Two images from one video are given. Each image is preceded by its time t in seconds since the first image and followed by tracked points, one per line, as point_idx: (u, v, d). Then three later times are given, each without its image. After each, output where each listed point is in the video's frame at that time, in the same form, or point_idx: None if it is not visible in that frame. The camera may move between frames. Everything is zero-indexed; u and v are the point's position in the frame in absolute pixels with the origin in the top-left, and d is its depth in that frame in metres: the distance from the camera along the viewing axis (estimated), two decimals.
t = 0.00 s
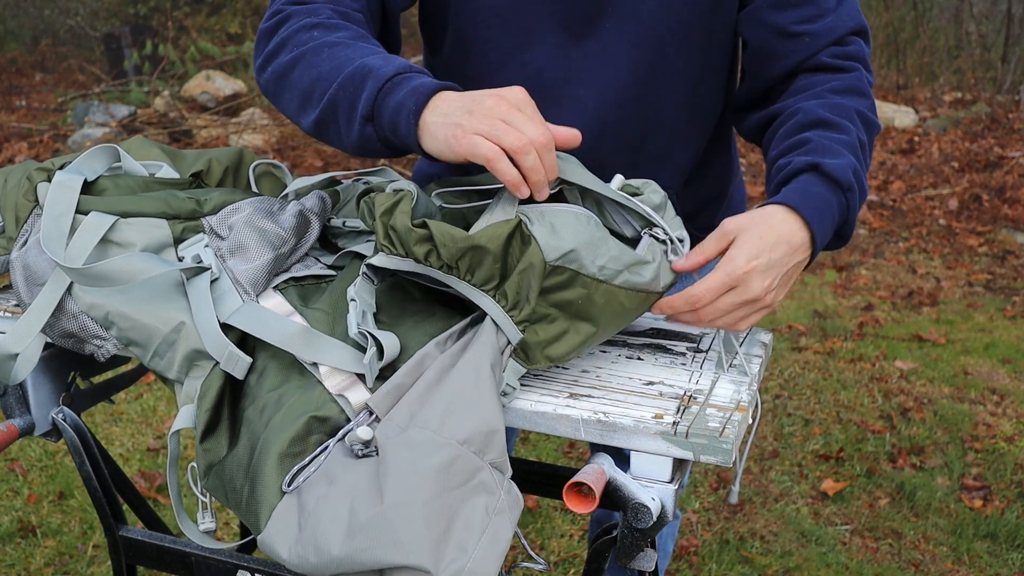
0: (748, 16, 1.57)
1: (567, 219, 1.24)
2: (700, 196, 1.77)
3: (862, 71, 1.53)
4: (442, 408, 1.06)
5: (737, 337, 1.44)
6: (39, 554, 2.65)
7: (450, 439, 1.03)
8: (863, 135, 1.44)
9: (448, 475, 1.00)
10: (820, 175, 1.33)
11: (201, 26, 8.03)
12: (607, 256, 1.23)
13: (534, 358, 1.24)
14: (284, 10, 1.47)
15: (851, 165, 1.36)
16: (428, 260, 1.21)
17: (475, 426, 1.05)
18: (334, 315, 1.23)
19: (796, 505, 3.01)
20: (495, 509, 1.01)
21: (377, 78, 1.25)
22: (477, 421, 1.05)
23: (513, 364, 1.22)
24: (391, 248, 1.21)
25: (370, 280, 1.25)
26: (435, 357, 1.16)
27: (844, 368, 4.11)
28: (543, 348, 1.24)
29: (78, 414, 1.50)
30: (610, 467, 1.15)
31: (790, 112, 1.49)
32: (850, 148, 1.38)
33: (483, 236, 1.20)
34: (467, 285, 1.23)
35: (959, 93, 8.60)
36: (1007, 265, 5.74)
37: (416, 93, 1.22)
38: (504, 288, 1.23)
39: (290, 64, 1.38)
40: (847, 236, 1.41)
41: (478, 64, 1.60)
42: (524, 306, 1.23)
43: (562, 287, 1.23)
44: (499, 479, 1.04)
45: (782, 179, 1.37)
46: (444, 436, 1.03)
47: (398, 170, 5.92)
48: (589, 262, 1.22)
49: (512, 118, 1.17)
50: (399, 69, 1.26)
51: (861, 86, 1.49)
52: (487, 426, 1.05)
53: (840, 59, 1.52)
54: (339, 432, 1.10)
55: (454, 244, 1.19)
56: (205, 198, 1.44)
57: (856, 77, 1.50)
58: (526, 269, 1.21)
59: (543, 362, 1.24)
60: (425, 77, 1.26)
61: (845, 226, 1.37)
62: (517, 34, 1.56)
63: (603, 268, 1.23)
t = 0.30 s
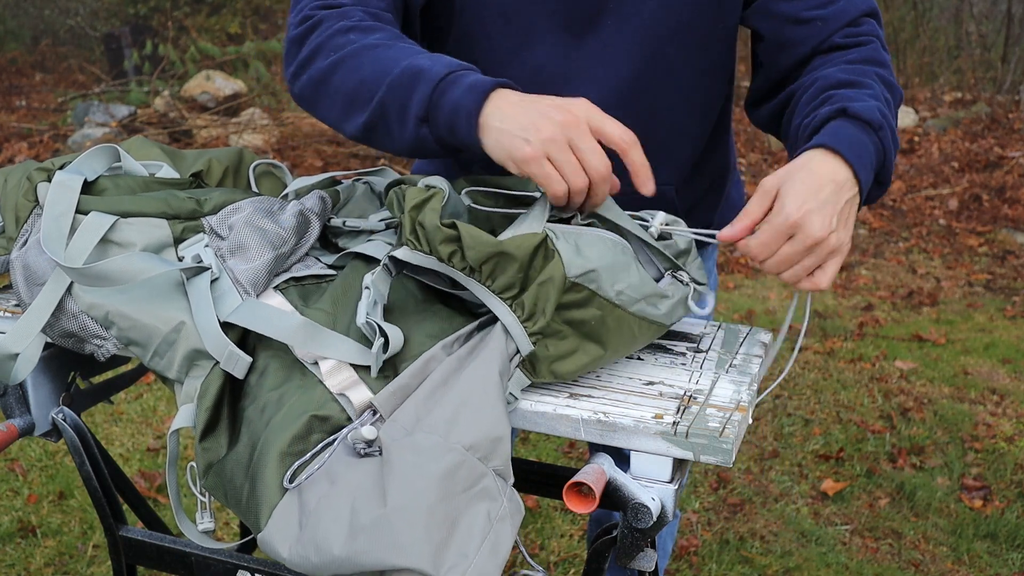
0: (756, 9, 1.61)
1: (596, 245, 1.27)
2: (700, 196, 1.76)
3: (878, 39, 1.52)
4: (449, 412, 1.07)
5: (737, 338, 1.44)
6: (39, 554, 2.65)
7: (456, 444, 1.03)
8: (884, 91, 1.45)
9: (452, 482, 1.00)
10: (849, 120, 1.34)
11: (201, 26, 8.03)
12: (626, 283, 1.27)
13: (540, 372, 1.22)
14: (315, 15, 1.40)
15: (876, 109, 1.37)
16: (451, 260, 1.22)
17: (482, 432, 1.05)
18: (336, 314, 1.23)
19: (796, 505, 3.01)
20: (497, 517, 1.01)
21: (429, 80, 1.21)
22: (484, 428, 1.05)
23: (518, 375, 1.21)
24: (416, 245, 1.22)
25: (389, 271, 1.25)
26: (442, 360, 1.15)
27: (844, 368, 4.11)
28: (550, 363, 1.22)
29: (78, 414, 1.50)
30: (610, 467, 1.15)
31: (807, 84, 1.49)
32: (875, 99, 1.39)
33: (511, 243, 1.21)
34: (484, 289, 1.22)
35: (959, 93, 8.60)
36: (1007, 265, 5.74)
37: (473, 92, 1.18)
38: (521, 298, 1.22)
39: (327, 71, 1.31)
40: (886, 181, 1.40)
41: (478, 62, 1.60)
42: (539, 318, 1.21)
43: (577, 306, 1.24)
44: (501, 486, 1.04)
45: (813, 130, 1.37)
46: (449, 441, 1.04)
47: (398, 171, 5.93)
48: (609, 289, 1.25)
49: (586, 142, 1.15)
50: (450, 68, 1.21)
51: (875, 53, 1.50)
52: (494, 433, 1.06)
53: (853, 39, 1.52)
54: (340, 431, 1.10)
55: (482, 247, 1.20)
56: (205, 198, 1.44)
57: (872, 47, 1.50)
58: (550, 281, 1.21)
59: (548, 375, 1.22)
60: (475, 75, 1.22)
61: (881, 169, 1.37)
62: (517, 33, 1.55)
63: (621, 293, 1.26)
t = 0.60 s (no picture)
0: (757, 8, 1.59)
1: (619, 266, 1.22)
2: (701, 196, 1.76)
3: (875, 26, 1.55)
4: (452, 418, 1.06)
5: (737, 338, 1.44)
6: (39, 554, 2.65)
7: (459, 451, 1.03)
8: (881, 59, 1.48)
9: (454, 488, 1.00)
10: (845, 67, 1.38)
11: (201, 26, 8.03)
12: (643, 307, 1.24)
13: (544, 385, 1.22)
14: (403, 10, 1.35)
15: (873, 62, 1.41)
16: (467, 270, 1.19)
17: (485, 439, 1.05)
18: (336, 314, 1.23)
19: (796, 505, 3.01)
20: (497, 524, 1.02)
21: (556, 112, 1.22)
22: (487, 434, 1.05)
23: (523, 388, 1.21)
24: (431, 250, 1.20)
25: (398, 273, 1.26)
26: (446, 363, 1.15)
27: (844, 367, 4.11)
28: (553, 377, 1.22)
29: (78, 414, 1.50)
30: (610, 467, 1.15)
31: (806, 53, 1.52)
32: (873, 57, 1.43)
33: (527, 263, 1.17)
34: (498, 304, 1.20)
35: (959, 93, 8.59)
36: (1007, 265, 5.74)
37: (604, 135, 1.21)
38: (535, 317, 1.19)
39: (428, 79, 1.29)
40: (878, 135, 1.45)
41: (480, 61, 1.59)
42: (554, 338, 1.19)
43: (592, 326, 1.23)
44: (502, 495, 1.04)
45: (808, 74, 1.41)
46: (452, 447, 1.04)
47: (398, 171, 5.93)
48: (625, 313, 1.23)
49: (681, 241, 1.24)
50: (577, 102, 1.23)
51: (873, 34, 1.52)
52: (497, 440, 1.05)
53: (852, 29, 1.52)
54: (340, 431, 1.09)
55: (496, 263, 1.16)
56: (205, 198, 1.44)
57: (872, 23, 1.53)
58: (563, 310, 1.17)
59: (550, 390, 1.22)
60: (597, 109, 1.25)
61: (872, 120, 1.41)
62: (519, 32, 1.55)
63: (635, 319, 1.25)
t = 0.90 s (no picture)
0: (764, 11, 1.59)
1: (632, 277, 1.21)
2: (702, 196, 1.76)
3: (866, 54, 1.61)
4: (454, 419, 1.07)
5: (737, 338, 1.45)
6: (39, 554, 2.65)
7: (461, 453, 1.03)
8: (863, 96, 1.54)
9: (455, 490, 1.00)
10: (826, 111, 1.45)
11: (201, 26, 8.02)
12: (650, 314, 1.24)
13: (544, 385, 1.23)
14: (437, 17, 1.35)
15: (853, 105, 1.47)
16: (479, 272, 1.18)
17: (487, 441, 1.05)
18: (335, 315, 1.23)
19: (796, 505, 3.01)
20: (499, 526, 1.02)
21: (599, 135, 1.26)
22: (489, 436, 1.05)
23: (524, 388, 1.21)
24: (439, 253, 1.19)
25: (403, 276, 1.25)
26: (448, 364, 1.15)
27: (844, 367, 4.11)
28: (553, 378, 1.22)
29: (78, 414, 1.50)
30: (610, 467, 1.15)
31: (792, 78, 1.58)
32: (852, 98, 1.49)
33: (541, 265, 1.16)
34: (510, 307, 1.19)
35: (959, 93, 8.59)
36: (1007, 265, 5.74)
37: (642, 161, 1.27)
38: (546, 322, 1.18)
39: (465, 91, 1.31)
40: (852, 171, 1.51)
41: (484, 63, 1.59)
42: (563, 343, 1.18)
43: (598, 332, 1.23)
44: (503, 497, 1.04)
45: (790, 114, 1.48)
46: (454, 448, 1.04)
47: (398, 171, 5.92)
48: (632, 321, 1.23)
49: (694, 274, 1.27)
50: (617, 124, 1.27)
51: (862, 63, 1.58)
52: (498, 442, 1.06)
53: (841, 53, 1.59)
54: (340, 431, 1.10)
55: (512, 264, 1.15)
56: (206, 198, 1.44)
57: (860, 59, 1.58)
58: (576, 317, 1.17)
59: (549, 390, 1.23)
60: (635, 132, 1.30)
61: (846, 161, 1.48)
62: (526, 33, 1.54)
63: (640, 326, 1.25)
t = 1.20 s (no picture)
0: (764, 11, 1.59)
1: (604, 274, 1.18)
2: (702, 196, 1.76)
3: (856, 61, 1.57)
4: (449, 421, 1.07)
5: (737, 338, 1.45)
6: (39, 554, 2.65)
7: (456, 454, 1.03)
8: (847, 109, 1.51)
9: (452, 490, 1.00)
10: (798, 131, 1.42)
11: (201, 26, 8.02)
12: (636, 310, 1.20)
13: (538, 393, 1.21)
14: (415, 9, 1.37)
15: (824, 120, 1.43)
16: (452, 283, 1.18)
17: (483, 442, 1.05)
18: (334, 316, 1.23)
19: (796, 505, 3.01)
20: (497, 526, 1.02)
21: (559, 132, 1.26)
22: (485, 436, 1.05)
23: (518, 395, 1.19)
24: (416, 263, 1.20)
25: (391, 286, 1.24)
26: (444, 365, 1.16)
27: (844, 367, 4.11)
28: (548, 384, 1.20)
29: (78, 414, 1.50)
30: (610, 467, 1.15)
31: (773, 96, 1.56)
32: (830, 112, 1.46)
33: (508, 275, 1.15)
34: (489, 317, 1.19)
35: (959, 93, 8.59)
36: (1007, 265, 5.74)
37: (603, 160, 1.26)
38: (523, 328, 1.18)
39: (435, 83, 1.32)
40: (840, 185, 1.48)
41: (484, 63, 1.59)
42: (543, 347, 1.18)
43: (585, 334, 1.20)
44: (502, 495, 1.05)
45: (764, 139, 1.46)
46: (449, 449, 1.04)
47: (398, 171, 5.92)
48: (618, 317, 1.19)
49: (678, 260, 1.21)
50: (580, 121, 1.27)
51: (850, 74, 1.54)
52: (494, 441, 1.06)
53: (833, 57, 1.56)
54: (339, 435, 1.10)
55: (478, 275, 1.15)
56: (205, 198, 1.44)
57: (847, 69, 1.54)
58: (551, 321, 1.15)
59: (547, 398, 1.21)
60: (603, 127, 1.29)
61: (833, 174, 1.45)
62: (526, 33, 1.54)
63: (628, 323, 1.21)
